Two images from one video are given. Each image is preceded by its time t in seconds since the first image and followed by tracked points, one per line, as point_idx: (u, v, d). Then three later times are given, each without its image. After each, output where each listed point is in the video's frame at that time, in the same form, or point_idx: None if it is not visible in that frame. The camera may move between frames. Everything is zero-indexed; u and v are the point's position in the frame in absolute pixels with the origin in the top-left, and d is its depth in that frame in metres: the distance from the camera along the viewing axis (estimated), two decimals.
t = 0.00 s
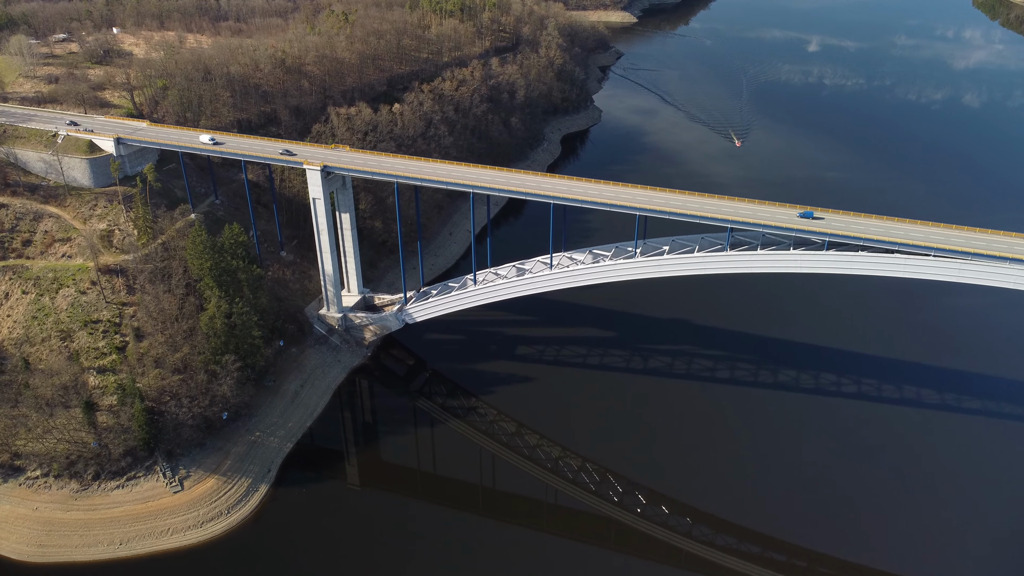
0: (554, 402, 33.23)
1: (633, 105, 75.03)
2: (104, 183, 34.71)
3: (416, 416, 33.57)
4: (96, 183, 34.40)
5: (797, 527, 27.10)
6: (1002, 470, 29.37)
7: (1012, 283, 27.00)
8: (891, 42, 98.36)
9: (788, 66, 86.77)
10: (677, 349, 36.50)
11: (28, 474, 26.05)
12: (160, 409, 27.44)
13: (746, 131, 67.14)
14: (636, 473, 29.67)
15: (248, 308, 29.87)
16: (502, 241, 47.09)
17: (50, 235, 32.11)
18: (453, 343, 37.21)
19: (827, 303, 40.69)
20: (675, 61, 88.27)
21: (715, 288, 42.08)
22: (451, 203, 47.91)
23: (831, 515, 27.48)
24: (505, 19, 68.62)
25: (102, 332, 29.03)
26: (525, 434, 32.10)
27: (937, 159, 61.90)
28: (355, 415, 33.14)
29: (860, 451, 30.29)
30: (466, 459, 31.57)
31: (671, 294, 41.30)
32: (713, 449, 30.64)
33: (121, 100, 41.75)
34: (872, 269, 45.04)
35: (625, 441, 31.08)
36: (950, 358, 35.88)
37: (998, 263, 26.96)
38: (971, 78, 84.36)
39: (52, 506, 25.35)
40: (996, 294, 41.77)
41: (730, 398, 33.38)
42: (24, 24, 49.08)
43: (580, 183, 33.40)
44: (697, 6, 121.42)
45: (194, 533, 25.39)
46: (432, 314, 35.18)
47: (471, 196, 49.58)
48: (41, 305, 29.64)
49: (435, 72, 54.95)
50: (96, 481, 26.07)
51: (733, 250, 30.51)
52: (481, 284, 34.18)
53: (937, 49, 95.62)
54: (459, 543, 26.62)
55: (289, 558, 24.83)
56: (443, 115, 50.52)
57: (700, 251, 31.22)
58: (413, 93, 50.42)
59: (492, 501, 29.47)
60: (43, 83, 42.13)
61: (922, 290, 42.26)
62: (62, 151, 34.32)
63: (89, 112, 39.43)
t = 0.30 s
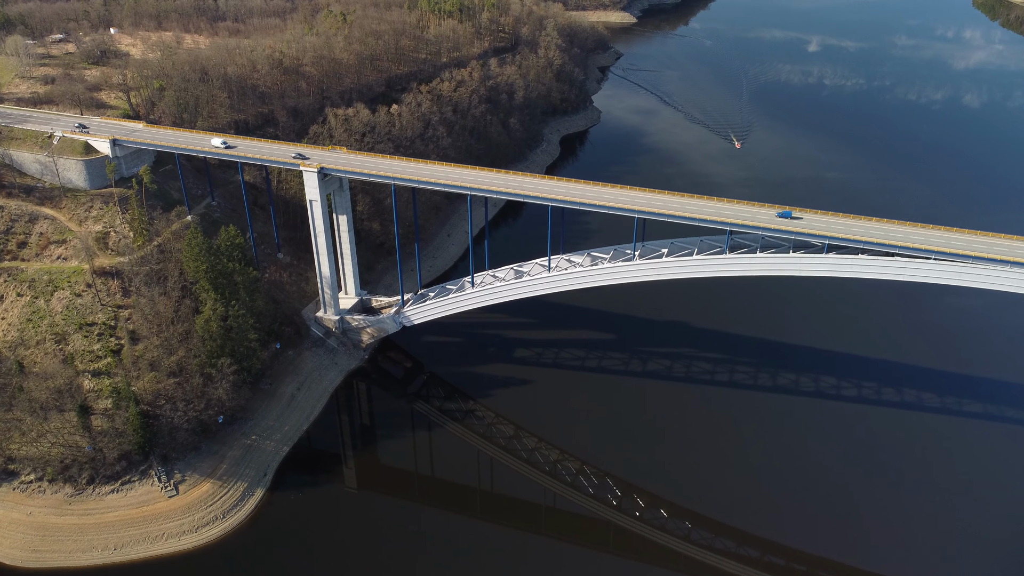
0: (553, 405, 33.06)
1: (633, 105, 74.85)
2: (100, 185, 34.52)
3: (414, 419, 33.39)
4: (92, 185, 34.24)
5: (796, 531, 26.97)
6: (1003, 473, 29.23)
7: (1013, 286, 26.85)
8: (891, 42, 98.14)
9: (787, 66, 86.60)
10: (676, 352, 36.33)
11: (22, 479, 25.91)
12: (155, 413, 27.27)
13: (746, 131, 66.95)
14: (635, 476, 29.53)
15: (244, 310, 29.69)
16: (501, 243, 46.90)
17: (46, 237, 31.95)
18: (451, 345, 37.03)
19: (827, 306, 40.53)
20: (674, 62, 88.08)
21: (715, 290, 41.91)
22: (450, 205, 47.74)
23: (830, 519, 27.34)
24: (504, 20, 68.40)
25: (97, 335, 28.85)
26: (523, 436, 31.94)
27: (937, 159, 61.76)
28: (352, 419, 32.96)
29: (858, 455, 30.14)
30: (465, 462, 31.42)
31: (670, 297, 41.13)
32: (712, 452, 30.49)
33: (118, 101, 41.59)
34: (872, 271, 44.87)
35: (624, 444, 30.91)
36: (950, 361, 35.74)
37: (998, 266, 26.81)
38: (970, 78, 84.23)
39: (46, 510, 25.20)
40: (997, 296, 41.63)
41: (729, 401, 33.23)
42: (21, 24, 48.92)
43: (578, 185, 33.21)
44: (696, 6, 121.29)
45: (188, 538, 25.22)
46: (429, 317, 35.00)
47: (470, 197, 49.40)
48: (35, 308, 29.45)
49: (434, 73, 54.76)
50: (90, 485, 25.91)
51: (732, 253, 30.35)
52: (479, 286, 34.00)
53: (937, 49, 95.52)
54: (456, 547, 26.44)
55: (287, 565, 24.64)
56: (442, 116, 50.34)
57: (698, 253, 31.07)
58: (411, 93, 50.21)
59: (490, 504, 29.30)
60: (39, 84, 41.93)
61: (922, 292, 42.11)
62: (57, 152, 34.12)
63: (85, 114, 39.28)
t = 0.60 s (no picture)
0: (553, 408, 32.87)
1: (634, 106, 74.62)
2: (98, 186, 34.39)
3: (414, 422, 33.22)
4: (91, 186, 34.13)
5: (798, 535, 26.78)
6: (1006, 477, 29.00)
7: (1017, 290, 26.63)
8: (894, 42, 97.74)
9: (789, 67, 86.31)
10: (677, 355, 36.13)
11: (19, 482, 25.75)
12: (153, 416, 27.12)
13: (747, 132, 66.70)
14: (636, 480, 29.34)
15: (243, 313, 29.53)
16: (501, 245, 46.71)
17: (44, 239, 31.82)
18: (451, 348, 36.86)
19: (829, 308, 40.32)
20: (676, 63, 87.81)
21: (716, 293, 41.72)
22: (450, 206, 47.55)
23: (832, 523, 27.14)
24: (505, 20, 68.18)
25: (95, 337, 28.74)
26: (523, 439, 31.76)
27: (939, 160, 61.52)
28: (352, 421, 32.82)
29: (860, 459, 29.94)
30: (465, 465, 31.24)
31: (671, 299, 40.94)
32: (713, 455, 30.30)
33: (117, 101, 41.48)
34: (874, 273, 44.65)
35: (625, 448, 30.72)
36: (953, 365, 35.52)
37: (1002, 270, 26.61)
38: (973, 78, 83.95)
39: (43, 514, 25.05)
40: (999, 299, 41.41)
41: (730, 405, 33.04)
42: (20, 24, 48.81)
43: (579, 187, 33.00)
44: (698, 6, 121.08)
45: (186, 543, 25.07)
46: (429, 319, 34.82)
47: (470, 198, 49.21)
48: (34, 310, 29.32)
49: (434, 73, 54.57)
50: (87, 489, 25.77)
51: (734, 256, 30.15)
52: (479, 289, 33.82)
53: (939, 49, 95.27)
54: (457, 551, 26.25)
55: (287, 569, 24.53)
56: (442, 117, 50.15)
57: (700, 256, 30.86)
58: (412, 94, 50.04)
59: (490, 507, 29.13)
60: (39, 85, 41.80)
61: (924, 295, 41.90)
62: (56, 153, 33.98)
63: (84, 114, 39.16)
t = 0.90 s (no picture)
0: (556, 412, 32.63)
1: (639, 106, 74.32)
2: (100, 186, 34.31)
3: (416, 425, 33.04)
4: (93, 187, 34.04)
5: (802, 541, 26.49)
6: (1013, 484, 28.66)
7: None
8: (900, 43, 97.11)
9: (795, 67, 85.85)
10: (681, 359, 35.87)
11: (19, 484, 25.64)
12: (153, 418, 26.99)
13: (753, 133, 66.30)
14: (639, 484, 29.08)
15: (244, 315, 29.37)
16: (504, 247, 46.50)
17: (46, 239, 31.74)
18: (454, 350, 36.66)
19: (835, 312, 40.00)
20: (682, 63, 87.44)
21: (720, 296, 41.44)
22: (453, 207, 47.36)
23: (836, 529, 26.85)
24: (509, 21, 67.98)
25: (96, 339, 28.64)
26: (526, 443, 31.54)
27: (945, 161, 61.10)
28: (354, 424, 32.67)
29: (866, 464, 29.62)
30: (467, 468, 31.05)
31: (675, 303, 40.67)
32: (717, 460, 30.02)
33: (120, 102, 41.45)
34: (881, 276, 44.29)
35: (628, 452, 30.46)
36: (959, 370, 35.18)
37: (1010, 275, 26.28)
38: (980, 79, 83.47)
39: (42, 517, 24.94)
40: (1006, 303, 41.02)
41: (734, 409, 32.75)
42: (24, 24, 48.81)
43: (582, 189, 32.73)
44: (704, 7, 120.67)
45: (186, 546, 24.93)
46: (432, 322, 34.63)
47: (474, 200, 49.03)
48: (35, 311, 29.23)
49: (438, 74, 54.39)
50: (87, 491, 25.66)
51: (739, 260, 29.88)
52: (482, 291, 33.61)
53: (946, 50, 94.75)
54: (459, 555, 26.05)
55: (287, 573, 24.36)
56: (446, 117, 49.94)
57: (704, 260, 30.59)
58: (416, 95, 49.87)
59: (492, 510, 28.92)
60: (42, 85, 41.78)
61: (930, 299, 41.56)
62: (58, 154, 33.92)
63: (87, 115, 39.12)
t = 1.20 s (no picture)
0: (555, 415, 32.44)
1: (639, 107, 74.13)
2: (97, 188, 34.17)
3: (414, 428, 32.87)
4: (89, 189, 33.89)
5: (803, 545, 26.30)
6: (1015, 489, 28.46)
7: None
8: (901, 43, 96.86)
9: (796, 68, 85.66)
10: (681, 361, 35.70)
11: (13, 488, 25.44)
12: (150, 422, 26.83)
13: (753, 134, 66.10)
14: (639, 487, 28.90)
15: (241, 317, 29.20)
16: (504, 248, 46.32)
17: (42, 241, 31.53)
18: (452, 353, 36.48)
19: (835, 315, 39.82)
20: (682, 64, 87.24)
21: (720, 298, 41.26)
22: (452, 209, 47.17)
23: (837, 533, 26.66)
24: (509, 21, 67.84)
25: (92, 342, 28.46)
26: (525, 446, 31.36)
27: (946, 162, 60.86)
28: (352, 427, 32.51)
29: (866, 468, 29.43)
30: (466, 471, 30.88)
31: (675, 305, 40.48)
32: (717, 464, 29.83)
33: (117, 103, 41.34)
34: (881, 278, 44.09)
35: (627, 456, 30.27)
36: (959, 374, 35.00)
37: (1012, 279, 26.09)
38: (981, 79, 83.29)
39: (37, 522, 24.76)
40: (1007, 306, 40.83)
41: (734, 413, 32.55)
42: (22, 24, 48.69)
43: (581, 191, 32.52)
44: (704, 7, 120.48)
45: (182, 551, 24.74)
46: (430, 324, 34.45)
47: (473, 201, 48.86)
48: (30, 313, 29.01)
49: (438, 75, 54.22)
50: (83, 496, 25.48)
51: (739, 263, 29.68)
52: (481, 294, 33.43)
53: (947, 50, 94.58)
54: (458, 559, 25.79)
55: None
56: (445, 118, 49.75)
57: (704, 263, 30.40)
58: (415, 96, 49.71)
59: (491, 514, 28.75)
60: (39, 86, 41.61)
61: (931, 301, 41.38)
62: (54, 155, 33.78)
63: (84, 116, 38.99)
